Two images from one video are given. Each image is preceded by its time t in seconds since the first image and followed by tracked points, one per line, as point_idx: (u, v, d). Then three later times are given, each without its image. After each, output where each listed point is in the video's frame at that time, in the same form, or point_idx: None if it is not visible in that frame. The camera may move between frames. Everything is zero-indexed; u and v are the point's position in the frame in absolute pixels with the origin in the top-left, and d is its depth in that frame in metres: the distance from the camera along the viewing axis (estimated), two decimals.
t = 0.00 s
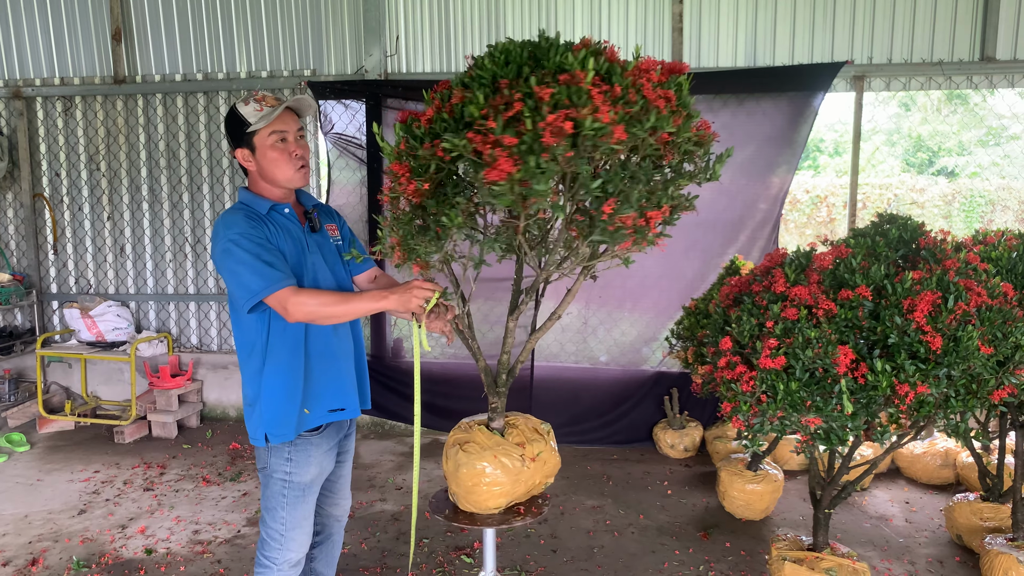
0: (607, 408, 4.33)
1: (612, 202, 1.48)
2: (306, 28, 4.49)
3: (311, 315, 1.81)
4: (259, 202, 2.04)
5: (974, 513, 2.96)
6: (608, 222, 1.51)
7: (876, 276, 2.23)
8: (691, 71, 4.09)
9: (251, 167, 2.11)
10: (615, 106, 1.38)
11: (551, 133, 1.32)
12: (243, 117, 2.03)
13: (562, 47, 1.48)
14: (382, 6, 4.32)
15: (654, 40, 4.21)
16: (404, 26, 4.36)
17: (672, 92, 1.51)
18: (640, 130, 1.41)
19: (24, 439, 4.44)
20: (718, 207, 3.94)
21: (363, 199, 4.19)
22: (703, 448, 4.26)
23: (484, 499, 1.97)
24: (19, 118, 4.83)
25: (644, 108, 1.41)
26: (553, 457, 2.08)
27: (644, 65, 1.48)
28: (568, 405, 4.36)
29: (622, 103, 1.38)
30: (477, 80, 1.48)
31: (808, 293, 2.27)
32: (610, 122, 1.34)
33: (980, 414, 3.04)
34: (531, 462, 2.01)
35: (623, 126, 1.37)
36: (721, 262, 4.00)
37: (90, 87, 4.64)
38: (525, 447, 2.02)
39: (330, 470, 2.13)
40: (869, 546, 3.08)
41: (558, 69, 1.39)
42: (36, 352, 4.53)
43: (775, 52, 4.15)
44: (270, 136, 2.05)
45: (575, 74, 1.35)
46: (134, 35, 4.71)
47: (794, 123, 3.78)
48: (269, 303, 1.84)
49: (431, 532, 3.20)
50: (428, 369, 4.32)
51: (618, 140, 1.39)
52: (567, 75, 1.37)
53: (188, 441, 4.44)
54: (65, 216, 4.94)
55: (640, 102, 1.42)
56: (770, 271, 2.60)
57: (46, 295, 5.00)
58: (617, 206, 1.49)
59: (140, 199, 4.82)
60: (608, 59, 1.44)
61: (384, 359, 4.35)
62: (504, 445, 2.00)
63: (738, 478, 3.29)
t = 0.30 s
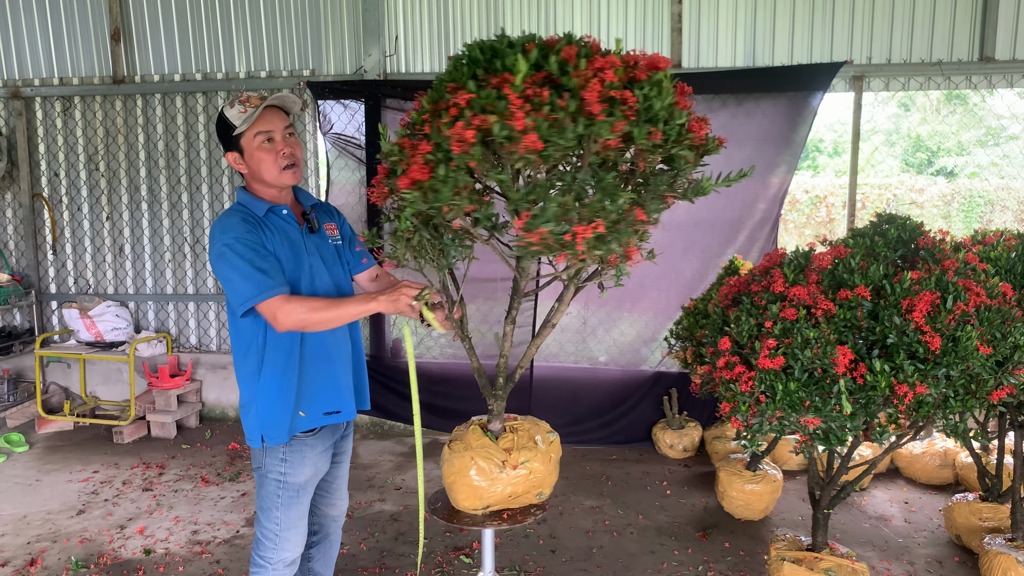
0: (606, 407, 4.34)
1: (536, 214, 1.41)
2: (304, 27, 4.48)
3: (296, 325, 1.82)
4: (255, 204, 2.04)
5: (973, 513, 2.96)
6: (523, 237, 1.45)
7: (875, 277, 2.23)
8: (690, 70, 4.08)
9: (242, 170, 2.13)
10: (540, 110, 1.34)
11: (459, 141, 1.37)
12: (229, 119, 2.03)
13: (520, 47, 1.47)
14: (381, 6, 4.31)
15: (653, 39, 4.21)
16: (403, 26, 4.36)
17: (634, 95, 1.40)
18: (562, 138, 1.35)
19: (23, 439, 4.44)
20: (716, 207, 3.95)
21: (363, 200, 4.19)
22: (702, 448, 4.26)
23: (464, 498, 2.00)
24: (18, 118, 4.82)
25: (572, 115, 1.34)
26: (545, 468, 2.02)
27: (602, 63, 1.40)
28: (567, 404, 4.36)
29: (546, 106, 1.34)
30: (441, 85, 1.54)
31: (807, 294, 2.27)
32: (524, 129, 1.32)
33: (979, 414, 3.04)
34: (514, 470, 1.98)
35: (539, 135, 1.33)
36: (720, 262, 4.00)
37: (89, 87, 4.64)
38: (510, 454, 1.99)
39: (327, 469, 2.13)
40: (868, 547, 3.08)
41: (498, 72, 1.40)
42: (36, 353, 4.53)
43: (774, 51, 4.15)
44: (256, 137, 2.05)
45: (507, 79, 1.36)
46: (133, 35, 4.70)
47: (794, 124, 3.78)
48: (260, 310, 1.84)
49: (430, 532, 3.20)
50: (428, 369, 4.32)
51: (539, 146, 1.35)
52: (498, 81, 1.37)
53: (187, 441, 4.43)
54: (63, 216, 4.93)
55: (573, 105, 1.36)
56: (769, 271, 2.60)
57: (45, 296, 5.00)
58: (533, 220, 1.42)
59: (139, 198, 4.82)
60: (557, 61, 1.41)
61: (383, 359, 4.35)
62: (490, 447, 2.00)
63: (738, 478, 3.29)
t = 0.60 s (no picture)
0: (606, 408, 4.33)
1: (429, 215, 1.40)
2: (304, 26, 4.48)
3: (279, 319, 1.80)
4: (250, 207, 2.05)
5: (972, 513, 2.96)
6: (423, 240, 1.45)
7: (874, 276, 2.23)
8: (689, 70, 4.08)
9: (241, 171, 2.13)
10: (437, 113, 1.35)
11: (366, 147, 1.44)
12: (234, 122, 2.02)
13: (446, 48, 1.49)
14: (381, 5, 4.31)
15: (653, 38, 4.21)
16: (403, 26, 4.35)
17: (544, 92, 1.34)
18: (453, 140, 1.33)
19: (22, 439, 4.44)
20: (714, 207, 3.95)
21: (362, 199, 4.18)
22: (701, 447, 4.26)
23: (446, 495, 2.03)
24: (17, 118, 4.82)
25: (463, 116, 1.33)
26: (526, 474, 1.98)
27: (515, 61, 1.36)
28: (567, 403, 4.36)
29: (441, 109, 1.35)
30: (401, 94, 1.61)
31: (806, 293, 2.27)
32: (414, 132, 1.35)
33: (979, 414, 3.04)
34: (491, 473, 1.97)
35: (428, 138, 1.34)
36: (720, 262, 3.99)
37: (88, 87, 4.63)
38: (491, 457, 1.98)
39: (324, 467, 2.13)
40: (867, 546, 3.08)
41: (411, 77, 1.45)
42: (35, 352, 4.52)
43: (774, 51, 4.14)
44: (258, 144, 2.04)
45: (415, 83, 1.41)
46: (133, 35, 4.70)
47: (793, 124, 3.77)
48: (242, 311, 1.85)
49: (430, 532, 3.20)
50: (427, 369, 4.32)
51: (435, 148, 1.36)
52: (408, 86, 1.43)
53: (186, 441, 4.43)
54: (63, 216, 4.93)
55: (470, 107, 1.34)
56: (768, 271, 2.59)
57: (44, 295, 4.99)
58: (426, 222, 1.41)
59: (138, 198, 4.81)
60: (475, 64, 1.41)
61: (382, 359, 4.35)
62: (473, 448, 2.01)
63: (737, 478, 3.29)
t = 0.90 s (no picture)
0: (607, 408, 4.33)
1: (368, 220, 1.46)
2: (304, 26, 4.48)
3: (291, 298, 1.75)
4: (254, 205, 2.05)
5: (972, 513, 2.96)
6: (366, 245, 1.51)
7: (874, 276, 2.23)
8: (688, 70, 4.08)
9: (248, 172, 2.13)
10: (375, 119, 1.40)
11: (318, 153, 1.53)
12: (248, 123, 2.03)
13: (400, 51, 1.50)
14: (381, 5, 4.31)
15: (653, 38, 4.21)
16: (403, 26, 4.36)
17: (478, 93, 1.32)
18: (386, 146, 1.36)
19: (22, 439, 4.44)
20: (714, 207, 3.95)
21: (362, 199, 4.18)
22: (701, 447, 4.26)
23: (437, 492, 2.05)
24: (17, 118, 4.82)
25: (397, 121, 1.36)
26: (513, 476, 1.96)
27: (456, 63, 1.35)
28: (567, 403, 4.36)
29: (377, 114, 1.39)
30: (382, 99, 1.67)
31: (806, 293, 2.27)
32: (354, 138, 1.41)
33: (979, 414, 3.04)
34: (479, 473, 1.96)
35: (365, 144, 1.39)
36: (719, 262, 3.99)
37: (88, 87, 4.64)
38: (480, 457, 1.98)
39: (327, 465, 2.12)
40: (867, 546, 3.08)
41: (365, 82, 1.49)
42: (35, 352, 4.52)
43: (774, 50, 4.15)
44: (270, 147, 2.05)
45: (364, 87, 1.46)
46: (133, 36, 4.70)
47: (793, 124, 3.78)
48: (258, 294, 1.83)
49: (429, 532, 3.20)
50: (426, 369, 4.32)
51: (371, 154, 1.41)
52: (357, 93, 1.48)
53: (186, 441, 4.43)
54: (63, 216, 4.93)
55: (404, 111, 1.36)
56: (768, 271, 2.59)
57: (44, 295, 5.00)
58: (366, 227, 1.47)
59: (138, 198, 4.82)
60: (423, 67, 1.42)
61: (382, 358, 4.35)
62: (465, 447, 2.01)
63: (737, 478, 3.30)
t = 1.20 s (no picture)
0: (608, 408, 4.34)
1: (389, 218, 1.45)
2: (305, 26, 4.49)
3: (291, 283, 1.76)
4: (262, 202, 2.06)
5: (973, 513, 2.96)
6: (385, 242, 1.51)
7: (875, 276, 2.23)
8: (689, 70, 4.09)
9: (258, 171, 2.14)
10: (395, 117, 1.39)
11: (336, 151, 1.51)
12: (255, 122, 2.05)
13: (417, 50, 1.50)
14: (382, 6, 4.32)
15: (654, 38, 4.21)
16: (404, 27, 4.36)
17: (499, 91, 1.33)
18: (408, 143, 1.36)
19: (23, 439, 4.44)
20: (715, 207, 3.95)
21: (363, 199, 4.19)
22: (702, 448, 4.26)
23: (442, 493, 2.05)
24: (19, 118, 4.83)
25: (419, 119, 1.36)
26: (519, 476, 1.97)
27: (476, 61, 1.36)
28: (568, 404, 4.36)
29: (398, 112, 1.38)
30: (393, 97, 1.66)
31: (808, 293, 2.28)
32: (375, 136, 1.41)
33: (979, 414, 3.04)
34: (485, 473, 1.97)
35: (387, 142, 1.39)
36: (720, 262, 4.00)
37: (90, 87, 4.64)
38: (486, 457, 1.98)
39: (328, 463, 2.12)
40: (868, 546, 3.09)
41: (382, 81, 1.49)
42: (36, 352, 4.53)
43: (775, 51, 4.15)
44: (277, 143, 2.06)
45: (382, 86, 1.45)
46: (134, 36, 4.71)
47: (794, 125, 3.78)
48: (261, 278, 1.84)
49: (431, 532, 3.20)
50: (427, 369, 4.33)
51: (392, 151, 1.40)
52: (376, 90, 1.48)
53: (188, 441, 4.44)
54: (64, 216, 4.94)
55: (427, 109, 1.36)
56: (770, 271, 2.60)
57: (46, 296, 5.00)
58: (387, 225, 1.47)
59: (140, 199, 4.82)
60: (442, 66, 1.42)
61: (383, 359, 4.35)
62: (470, 447, 2.02)
63: (738, 478, 3.30)
